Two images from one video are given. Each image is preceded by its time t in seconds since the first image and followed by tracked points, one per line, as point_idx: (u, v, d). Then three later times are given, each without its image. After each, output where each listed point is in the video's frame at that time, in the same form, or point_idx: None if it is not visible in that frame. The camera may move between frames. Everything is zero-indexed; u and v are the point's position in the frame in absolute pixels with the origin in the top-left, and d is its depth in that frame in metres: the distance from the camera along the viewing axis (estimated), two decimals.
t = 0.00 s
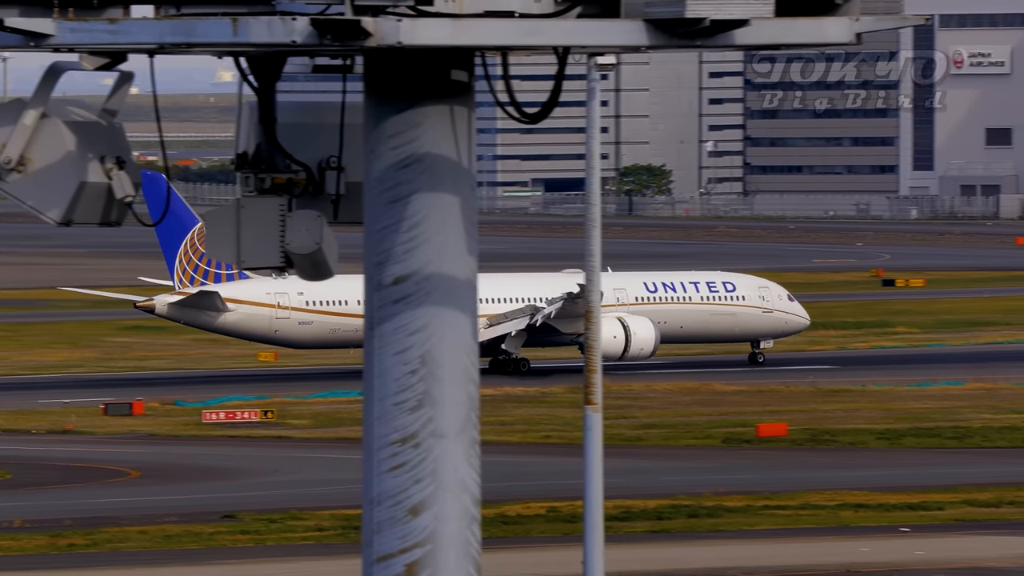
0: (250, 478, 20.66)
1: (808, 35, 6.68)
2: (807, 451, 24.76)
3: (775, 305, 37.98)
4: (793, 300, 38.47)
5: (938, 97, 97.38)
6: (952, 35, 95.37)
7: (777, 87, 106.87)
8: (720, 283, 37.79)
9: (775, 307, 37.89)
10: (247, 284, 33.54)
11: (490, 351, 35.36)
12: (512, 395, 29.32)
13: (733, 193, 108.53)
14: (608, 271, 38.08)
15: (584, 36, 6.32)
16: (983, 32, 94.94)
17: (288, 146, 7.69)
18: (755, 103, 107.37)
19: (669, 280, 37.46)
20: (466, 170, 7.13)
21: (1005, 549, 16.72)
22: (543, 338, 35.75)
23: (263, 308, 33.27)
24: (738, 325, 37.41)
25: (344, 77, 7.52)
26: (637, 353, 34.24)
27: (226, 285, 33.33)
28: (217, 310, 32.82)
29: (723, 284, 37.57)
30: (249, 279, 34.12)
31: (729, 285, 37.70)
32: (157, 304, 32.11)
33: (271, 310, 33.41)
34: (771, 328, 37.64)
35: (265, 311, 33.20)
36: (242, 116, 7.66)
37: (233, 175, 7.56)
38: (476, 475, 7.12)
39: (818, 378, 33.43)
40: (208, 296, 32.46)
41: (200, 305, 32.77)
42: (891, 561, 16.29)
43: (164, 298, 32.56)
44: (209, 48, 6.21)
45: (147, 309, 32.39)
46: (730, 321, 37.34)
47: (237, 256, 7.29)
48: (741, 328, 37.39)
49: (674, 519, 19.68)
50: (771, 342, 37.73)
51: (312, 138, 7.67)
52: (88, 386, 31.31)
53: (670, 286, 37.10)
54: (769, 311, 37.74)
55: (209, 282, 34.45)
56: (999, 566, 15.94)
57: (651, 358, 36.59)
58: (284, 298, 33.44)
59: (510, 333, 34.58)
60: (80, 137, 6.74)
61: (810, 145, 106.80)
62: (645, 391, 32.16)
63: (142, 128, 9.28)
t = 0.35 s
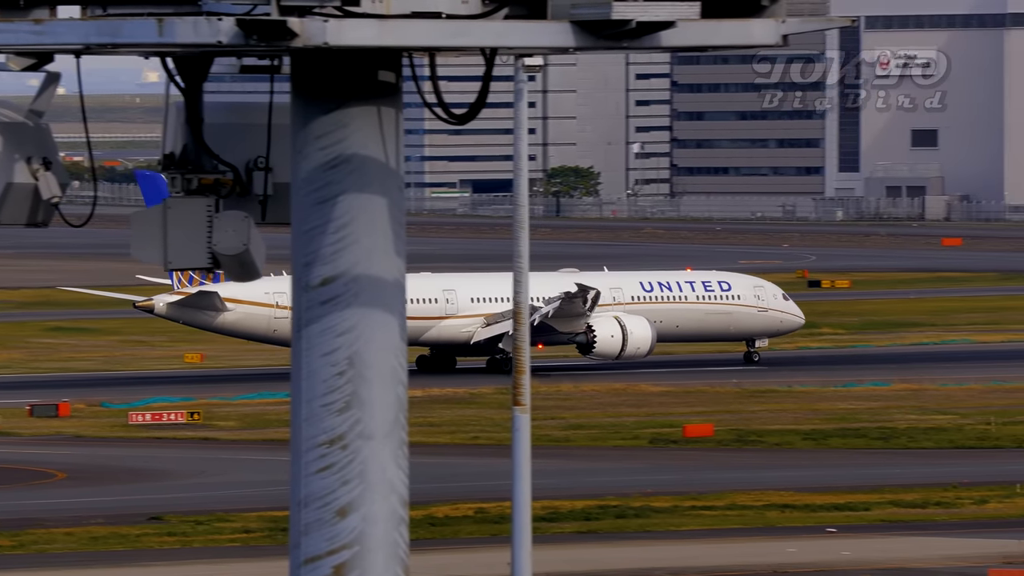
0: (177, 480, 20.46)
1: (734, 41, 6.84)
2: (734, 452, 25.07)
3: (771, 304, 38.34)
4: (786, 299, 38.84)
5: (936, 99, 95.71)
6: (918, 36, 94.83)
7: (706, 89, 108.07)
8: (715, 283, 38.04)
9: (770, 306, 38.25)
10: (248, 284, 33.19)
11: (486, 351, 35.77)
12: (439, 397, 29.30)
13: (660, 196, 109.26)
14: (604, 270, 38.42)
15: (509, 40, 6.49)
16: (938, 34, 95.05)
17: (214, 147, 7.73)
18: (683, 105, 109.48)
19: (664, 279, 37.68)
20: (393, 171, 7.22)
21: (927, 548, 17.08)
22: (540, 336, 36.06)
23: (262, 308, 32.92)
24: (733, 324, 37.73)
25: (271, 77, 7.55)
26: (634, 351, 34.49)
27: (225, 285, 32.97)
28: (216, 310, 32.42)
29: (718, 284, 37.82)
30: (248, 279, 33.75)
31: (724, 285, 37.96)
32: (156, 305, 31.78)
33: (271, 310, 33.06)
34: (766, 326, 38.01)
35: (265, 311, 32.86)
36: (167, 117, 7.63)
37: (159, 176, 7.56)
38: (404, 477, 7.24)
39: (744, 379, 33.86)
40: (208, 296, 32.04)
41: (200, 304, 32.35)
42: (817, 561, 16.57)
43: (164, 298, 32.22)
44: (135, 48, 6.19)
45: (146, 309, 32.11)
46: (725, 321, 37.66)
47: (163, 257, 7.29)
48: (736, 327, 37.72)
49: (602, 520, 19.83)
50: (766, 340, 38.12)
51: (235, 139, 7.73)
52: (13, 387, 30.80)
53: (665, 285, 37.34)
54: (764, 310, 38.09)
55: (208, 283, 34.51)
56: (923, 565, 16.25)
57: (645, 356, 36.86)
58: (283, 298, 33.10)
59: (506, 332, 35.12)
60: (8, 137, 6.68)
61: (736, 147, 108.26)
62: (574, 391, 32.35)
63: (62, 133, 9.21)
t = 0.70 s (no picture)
0: (108, 481, 20.20)
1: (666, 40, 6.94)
2: (667, 452, 25.31)
3: (768, 303, 38.75)
4: (784, 298, 39.27)
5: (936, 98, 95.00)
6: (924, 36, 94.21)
7: (637, 90, 109.35)
8: (714, 282, 38.52)
9: (768, 305, 38.68)
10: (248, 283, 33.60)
11: (484, 351, 36.30)
12: (372, 397, 29.22)
13: (593, 197, 110.73)
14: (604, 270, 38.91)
15: (442, 41, 6.50)
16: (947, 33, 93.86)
17: (143, 147, 7.67)
18: (615, 106, 110.25)
19: (662, 278, 38.16)
20: (326, 172, 7.24)
21: (858, 548, 17.37)
22: (538, 336, 36.64)
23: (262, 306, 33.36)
24: (730, 323, 38.16)
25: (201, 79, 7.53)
26: (635, 350, 35.25)
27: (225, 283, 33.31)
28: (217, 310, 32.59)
29: (716, 283, 38.28)
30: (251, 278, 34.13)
31: (723, 284, 38.40)
32: (158, 303, 32.05)
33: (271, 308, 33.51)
34: (763, 324, 38.43)
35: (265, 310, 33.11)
36: (99, 116, 7.59)
37: (90, 175, 7.50)
38: (335, 477, 7.27)
39: (677, 380, 34.19)
40: (209, 294, 32.31)
41: (201, 303, 32.63)
42: (750, 561, 16.79)
43: (166, 297, 32.59)
44: (66, 49, 6.21)
45: (148, 308, 32.45)
46: (723, 319, 38.09)
47: (95, 258, 7.25)
48: (734, 325, 38.16)
49: (534, 521, 19.91)
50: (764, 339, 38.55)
51: (165, 139, 7.69)
52: None
53: (663, 285, 37.82)
54: (762, 309, 38.51)
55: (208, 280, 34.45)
56: (855, 565, 16.51)
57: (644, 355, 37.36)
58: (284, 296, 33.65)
59: (506, 330, 35.83)
60: None
61: (668, 148, 109.24)
62: (506, 392, 32.50)
63: None
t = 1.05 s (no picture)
0: (45, 482, 19.93)
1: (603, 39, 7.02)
2: (605, 452, 25.45)
3: (768, 302, 38.92)
4: (784, 297, 39.49)
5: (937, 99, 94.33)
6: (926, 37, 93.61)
7: (575, 90, 109.22)
8: (714, 281, 38.72)
9: (768, 304, 38.83)
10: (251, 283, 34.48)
11: (488, 349, 36.74)
12: (310, 398, 29.09)
13: (531, 197, 111.66)
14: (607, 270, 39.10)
15: (380, 40, 6.55)
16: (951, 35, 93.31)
17: (79, 148, 7.62)
18: (553, 107, 110.03)
19: (663, 277, 38.33)
20: (264, 172, 7.25)
21: (796, 548, 17.59)
22: (542, 335, 36.98)
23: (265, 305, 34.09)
24: (731, 321, 38.29)
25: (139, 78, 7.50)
26: (638, 348, 35.62)
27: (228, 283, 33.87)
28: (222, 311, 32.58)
29: (717, 282, 38.48)
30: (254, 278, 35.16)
31: (723, 283, 38.61)
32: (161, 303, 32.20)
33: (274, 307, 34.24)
34: (764, 323, 38.58)
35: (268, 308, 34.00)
36: (33, 117, 7.53)
37: (25, 176, 7.43)
38: (274, 478, 7.27)
39: (615, 380, 34.40)
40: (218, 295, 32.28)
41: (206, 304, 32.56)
42: (688, 561, 16.94)
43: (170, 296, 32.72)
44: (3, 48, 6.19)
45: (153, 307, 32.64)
46: (724, 318, 38.24)
47: (29, 260, 7.20)
48: (735, 324, 38.32)
49: (473, 521, 19.94)
50: (765, 338, 38.68)
51: (100, 139, 7.64)
52: None
53: (664, 283, 38.01)
54: (762, 308, 38.67)
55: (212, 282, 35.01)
56: (793, 565, 16.72)
57: (645, 354, 37.57)
58: (286, 296, 34.40)
59: (508, 329, 36.10)
60: None
61: (607, 148, 109.09)
62: (446, 392, 32.53)
63: None
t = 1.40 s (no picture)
0: None
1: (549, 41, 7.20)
2: (544, 452, 25.57)
3: (769, 300, 39.36)
4: (784, 295, 39.89)
5: (937, 98, 92.35)
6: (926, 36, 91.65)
7: (516, 91, 109.79)
8: (715, 280, 39.14)
9: (768, 302, 39.27)
10: (255, 281, 34.11)
11: (490, 347, 37.05)
12: (250, 398, 28.92)
13: (472, 197, 111.99)
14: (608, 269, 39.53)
15: (325, 40, 6.68)
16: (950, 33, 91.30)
17: (18, 147, 7.59)
18: (494, 107, 110.48)
19: (665, 276, 38.75)
20: (205, 173, 7.35)
21: (737, 548, 17.81)
22: (544, 334, 37.41)
23: (269, 304, 33.86)
24: (731, 320, 38.77)
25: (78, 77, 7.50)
26: (639, 348, 35.92)
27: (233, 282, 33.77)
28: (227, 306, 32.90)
29: (717, 281, 38.91)
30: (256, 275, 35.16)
31: (724, 282, 39.05)
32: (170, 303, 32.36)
33: (278, 306, 34.04)
34: (765, 321, 39.05)
35: (272, 308, 33.81)
36: None
37: None
38: (214, 478, 7.37)
39: (555, 380, 34.55)
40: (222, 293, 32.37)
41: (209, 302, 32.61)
42: (628, 561, 17.10)
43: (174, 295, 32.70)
44: None
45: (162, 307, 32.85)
46: (724, 316, 38.74)
47: None
48: (735, 322, 38.81)
49: (412, 521, 19.94)
50: (765, 336, 39.13)
51: (40, 139, 7.63)
52: None
53: (666, 282, 38.41)
54: (762, 307, 39.11)
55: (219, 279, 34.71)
56: (733, 565, 16.90)
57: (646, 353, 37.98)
58: (291, 294, 34.17)
59: (510, 328, 36.30)
60: None
61: (547, 150, 109.55)
62: (386, 393, 32.49)
63: None
